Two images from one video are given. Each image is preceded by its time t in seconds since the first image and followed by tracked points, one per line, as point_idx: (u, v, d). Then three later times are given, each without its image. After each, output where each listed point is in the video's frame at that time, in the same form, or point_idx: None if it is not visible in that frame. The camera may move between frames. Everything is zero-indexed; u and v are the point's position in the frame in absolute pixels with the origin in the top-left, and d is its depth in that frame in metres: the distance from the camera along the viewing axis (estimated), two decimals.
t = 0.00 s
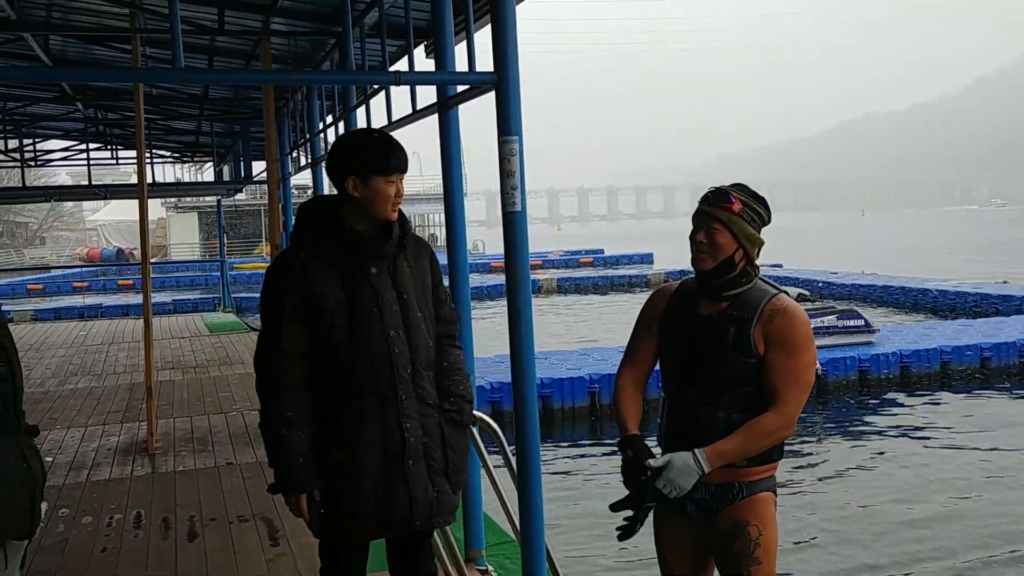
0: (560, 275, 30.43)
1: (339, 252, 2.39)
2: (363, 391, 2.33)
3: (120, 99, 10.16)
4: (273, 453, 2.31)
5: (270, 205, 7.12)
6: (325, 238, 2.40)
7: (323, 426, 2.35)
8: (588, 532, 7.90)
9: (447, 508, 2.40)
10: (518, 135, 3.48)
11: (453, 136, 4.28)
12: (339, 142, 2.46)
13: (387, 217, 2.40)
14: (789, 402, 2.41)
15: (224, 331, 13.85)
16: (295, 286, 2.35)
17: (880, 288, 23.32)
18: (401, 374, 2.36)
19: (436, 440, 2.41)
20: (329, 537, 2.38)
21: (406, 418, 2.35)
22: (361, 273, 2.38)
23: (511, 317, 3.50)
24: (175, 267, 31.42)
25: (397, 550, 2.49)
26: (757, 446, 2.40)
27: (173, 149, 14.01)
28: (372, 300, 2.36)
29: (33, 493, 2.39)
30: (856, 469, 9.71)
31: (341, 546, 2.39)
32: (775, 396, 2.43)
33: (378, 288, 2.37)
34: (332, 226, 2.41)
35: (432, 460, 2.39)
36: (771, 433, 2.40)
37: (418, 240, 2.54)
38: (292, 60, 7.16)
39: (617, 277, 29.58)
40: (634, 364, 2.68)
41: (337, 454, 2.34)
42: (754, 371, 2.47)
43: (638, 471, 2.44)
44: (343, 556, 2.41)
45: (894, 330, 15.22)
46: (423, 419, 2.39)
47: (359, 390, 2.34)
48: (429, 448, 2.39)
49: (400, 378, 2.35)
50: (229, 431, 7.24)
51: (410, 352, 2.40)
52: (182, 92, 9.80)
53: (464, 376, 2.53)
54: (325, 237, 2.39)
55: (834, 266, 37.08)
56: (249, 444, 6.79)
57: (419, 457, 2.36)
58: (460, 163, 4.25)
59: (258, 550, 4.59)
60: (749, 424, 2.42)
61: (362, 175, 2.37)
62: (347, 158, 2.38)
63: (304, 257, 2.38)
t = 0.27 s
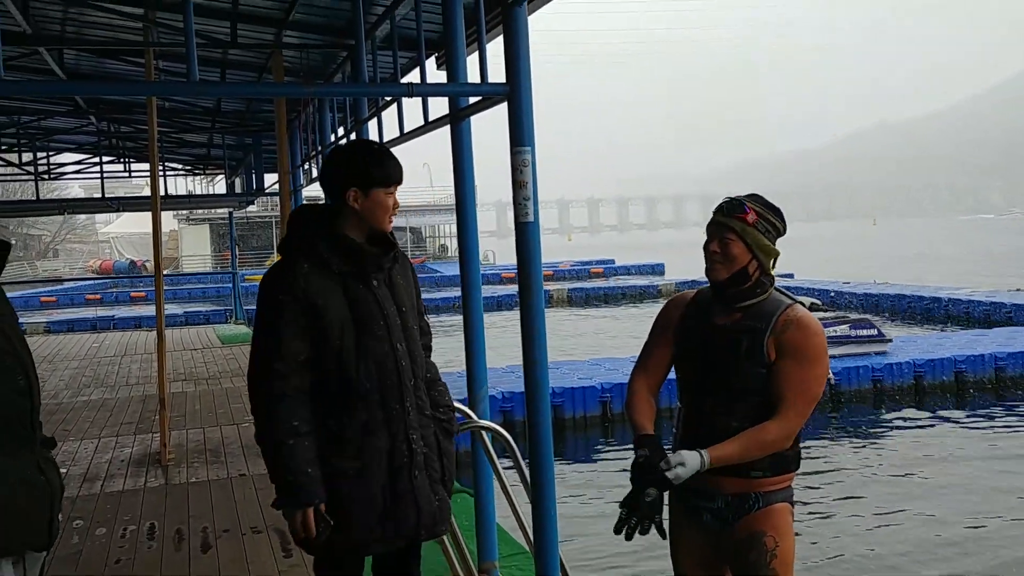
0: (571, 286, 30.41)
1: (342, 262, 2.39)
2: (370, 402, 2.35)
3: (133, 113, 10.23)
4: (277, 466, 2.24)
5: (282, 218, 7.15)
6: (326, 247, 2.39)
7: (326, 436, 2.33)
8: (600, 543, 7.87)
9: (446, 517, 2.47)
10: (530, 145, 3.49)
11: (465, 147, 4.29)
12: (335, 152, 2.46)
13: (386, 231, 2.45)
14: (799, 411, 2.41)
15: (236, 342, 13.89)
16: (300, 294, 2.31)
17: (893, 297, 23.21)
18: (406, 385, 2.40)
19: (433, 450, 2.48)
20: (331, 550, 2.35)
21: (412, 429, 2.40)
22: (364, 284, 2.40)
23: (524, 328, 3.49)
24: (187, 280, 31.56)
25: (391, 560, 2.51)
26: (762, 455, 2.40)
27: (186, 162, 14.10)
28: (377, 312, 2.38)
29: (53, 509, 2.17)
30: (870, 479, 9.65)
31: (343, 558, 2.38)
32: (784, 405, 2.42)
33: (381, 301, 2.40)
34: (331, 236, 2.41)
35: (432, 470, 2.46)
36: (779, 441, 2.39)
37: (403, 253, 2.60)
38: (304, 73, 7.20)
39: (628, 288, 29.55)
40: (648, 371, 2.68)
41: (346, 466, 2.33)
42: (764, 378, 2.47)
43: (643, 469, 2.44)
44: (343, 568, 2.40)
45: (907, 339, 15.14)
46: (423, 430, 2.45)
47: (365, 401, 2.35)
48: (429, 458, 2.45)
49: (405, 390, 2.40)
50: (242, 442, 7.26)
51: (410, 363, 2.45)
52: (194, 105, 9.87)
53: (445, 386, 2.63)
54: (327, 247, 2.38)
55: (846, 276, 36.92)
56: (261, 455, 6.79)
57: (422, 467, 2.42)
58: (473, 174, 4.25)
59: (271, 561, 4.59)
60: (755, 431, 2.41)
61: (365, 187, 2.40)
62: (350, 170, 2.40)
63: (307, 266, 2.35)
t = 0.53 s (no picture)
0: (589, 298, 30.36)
1: (368, 276, 2.42)
2: (397, 412, 2.39)
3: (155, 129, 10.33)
4: (313, 478, 2.24)
5: (303, 232, 7.19)
6: (352, 261, 2.41)
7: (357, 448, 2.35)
8: (621, 556, 7.83)
9: (464, 525, 2.54)
10: (549, 159, 3.50)
11: (485, 161, 4.31)
12: (357, 168, 2.48)
13: (406, 246, 2.49)
14: (812, 419, 2.37)
15: (256, 357, 13.96)
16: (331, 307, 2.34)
17: (914, 308, 23.02)
18: (430, 396, 2.46)
19: (452, 459, 2.54)
20: (360, 561, 2.37)
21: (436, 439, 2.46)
22: (389, 297, 2.44)
23: (545, 340, 3.49)
24: (206, 295, 31.76)
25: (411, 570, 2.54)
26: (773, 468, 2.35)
27: (206, 178, 14.21)
28: (401, 324, 2.43)
29: (80, 526, 2.15)
30: (893, 492, 9.56)
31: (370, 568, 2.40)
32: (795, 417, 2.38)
33: (405, 314, 2.45)
34: (356, 250, 2.44)
35: (451, 478, 2.52)
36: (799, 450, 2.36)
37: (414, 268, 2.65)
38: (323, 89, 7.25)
39: (646, 300, 29.46)
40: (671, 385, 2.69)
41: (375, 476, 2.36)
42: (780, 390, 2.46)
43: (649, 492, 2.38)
44: None
45: (929, 350, 15.01)
46: (443, 439, 2.52)
47: (393, 411, 2.39)
48: (449, 467, 2.51)
49: (430, 400, 2.45)
50: (262, 456, 7.28)
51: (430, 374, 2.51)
52: (214, 120, 9.96)
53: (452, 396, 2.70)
54: (353, 260, 2.41)
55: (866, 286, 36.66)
56: (282, 470, 6.81)
57: (444, 476, 2.48)
58: (492, 188, 4.27)
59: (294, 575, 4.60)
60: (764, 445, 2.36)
61: (388, 202, 2.44)
62: (374, 185, 2.43)
63: (336, 279, 2.37)
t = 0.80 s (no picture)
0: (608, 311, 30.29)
1: (402, 291, 2.44)
2: (433, 425, 2.41)
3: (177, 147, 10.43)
4: (360, 491, 2.25)
5: (324, 248, 7.22)
6: (386, 277, 2.43)
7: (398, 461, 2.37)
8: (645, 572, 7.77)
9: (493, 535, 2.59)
10: (571, 172, 3.51)
11: (505, 175, 4.32)
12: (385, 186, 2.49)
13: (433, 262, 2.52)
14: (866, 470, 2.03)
15: (278, 373, 14.02)
16: (372, 323, 2.35)
17: (937, 318, 22.79)
18: (462, 408, 2.50)
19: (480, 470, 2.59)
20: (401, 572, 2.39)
21: (469, 451, 2.50)
22: (421, 312, 2.47)
23: (568, 353, 3.49)
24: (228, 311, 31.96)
25: None
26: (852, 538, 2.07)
27: (227, 195, 14.33)
28: (434, 339, 2.46)
29: (111, 541, 2.20)
30: (920, 505, 9.44)
31: None
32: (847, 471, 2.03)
33: (436, 328, 2.48)
34: (389, 267, 2.46)
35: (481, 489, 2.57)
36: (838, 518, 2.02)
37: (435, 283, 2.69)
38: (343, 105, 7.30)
39: (666, 312, 29.35)
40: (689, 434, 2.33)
41: (415, 489, 2.39)
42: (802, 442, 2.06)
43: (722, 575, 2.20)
44: None
45: (954, 361, 14.85)
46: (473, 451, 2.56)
47: (431, 425, 2.41)
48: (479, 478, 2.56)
49: (462, 414, 2.49)
50: (285, 472, 7.30)
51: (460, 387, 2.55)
52: (235, 138, 10.05)
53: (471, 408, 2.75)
54: (388, 276, 2.43)
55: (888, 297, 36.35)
56: (304, 485, 6.82)
57: (476, 487, 2.52)
58: (513, 202, 4.27)
59: None
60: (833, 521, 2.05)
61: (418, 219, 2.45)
62: (405, 202, 2.44)
63: (374, 295, 2.39)
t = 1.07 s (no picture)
0: (624, 319, 30.22)
1: (425, 300, 2.44)
2: (457, 433, 2.41)
3: (196, 160, 10.51)
4: (385, 500, 2.24)
5: (342, 259, 7.25)
6: (410, 286, 2.43)
7: (422, 468, 2.37)
8: None
9: (516, 545, 2.58)
10: (590, 181, 3.50)
11: (523, 185, 4.31)
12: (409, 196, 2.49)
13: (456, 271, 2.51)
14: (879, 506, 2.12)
15: (295, 383, 14.07)
16: (395, 332, 2.35)
17: (957, 325, 22.61)
18: (486, 418, 2.50)
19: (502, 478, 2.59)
20: None
21: (492, 460, 2.50)
22: (443, 322, 2.47)
23: (588, 362, 3.49)
24: (245, 321, 32.10)
25: None
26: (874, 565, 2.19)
27: (244, 207, 14.40)
28: (458, 347, 2.46)
29: (134, 558, 2.08)
30: (942, 514, 9.36)
31: None
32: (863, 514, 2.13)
33: (460, 338, 2.48)
34: (411, 275, 2.46)
35: (503, 498, 2.56)
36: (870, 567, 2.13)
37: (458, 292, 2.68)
38: (360, 117, 7.34)
39: (682, 320, 29.27)
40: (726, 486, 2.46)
41: (440, 498, 2.38)
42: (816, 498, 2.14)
43: None
44: None
45: (974, 368, 14.73)
46: (496, 460, 2.56)
47: (455, 434, 2.41)
48: (502, 487, 2.56)
49: (486, 423, 2.49)
50: (305, 482, 7.31)
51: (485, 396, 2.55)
52: (252, 150, 10.11)
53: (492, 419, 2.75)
54: (411, 285, 2.43)
55: (907, 303, 36.11)
56: (324, 496, 6.83)
57: (499, 496, 2.52)
58: (531, 212, 4.28)
59: None
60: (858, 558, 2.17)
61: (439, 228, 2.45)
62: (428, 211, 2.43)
63: (398, 304, 2.39)
